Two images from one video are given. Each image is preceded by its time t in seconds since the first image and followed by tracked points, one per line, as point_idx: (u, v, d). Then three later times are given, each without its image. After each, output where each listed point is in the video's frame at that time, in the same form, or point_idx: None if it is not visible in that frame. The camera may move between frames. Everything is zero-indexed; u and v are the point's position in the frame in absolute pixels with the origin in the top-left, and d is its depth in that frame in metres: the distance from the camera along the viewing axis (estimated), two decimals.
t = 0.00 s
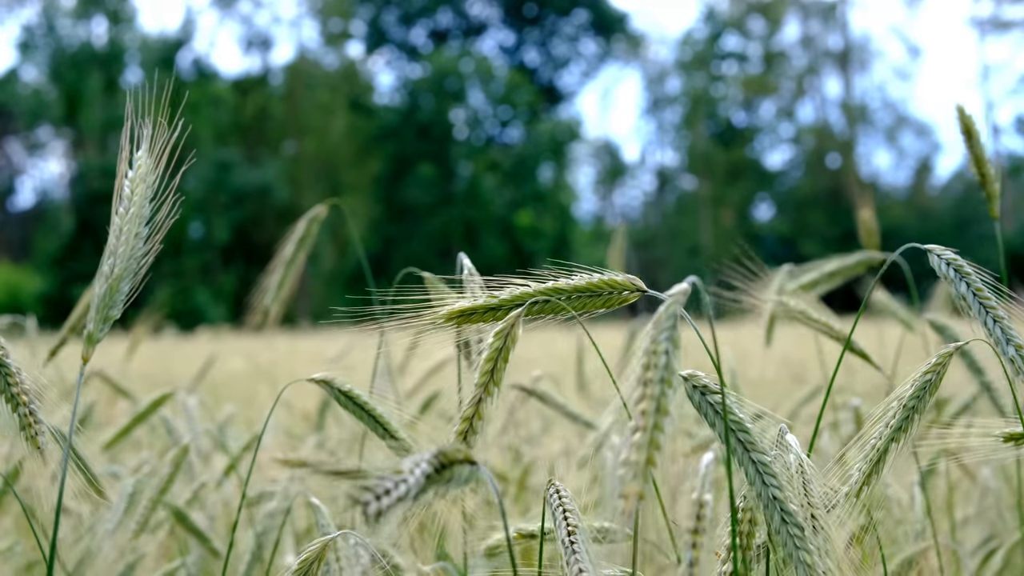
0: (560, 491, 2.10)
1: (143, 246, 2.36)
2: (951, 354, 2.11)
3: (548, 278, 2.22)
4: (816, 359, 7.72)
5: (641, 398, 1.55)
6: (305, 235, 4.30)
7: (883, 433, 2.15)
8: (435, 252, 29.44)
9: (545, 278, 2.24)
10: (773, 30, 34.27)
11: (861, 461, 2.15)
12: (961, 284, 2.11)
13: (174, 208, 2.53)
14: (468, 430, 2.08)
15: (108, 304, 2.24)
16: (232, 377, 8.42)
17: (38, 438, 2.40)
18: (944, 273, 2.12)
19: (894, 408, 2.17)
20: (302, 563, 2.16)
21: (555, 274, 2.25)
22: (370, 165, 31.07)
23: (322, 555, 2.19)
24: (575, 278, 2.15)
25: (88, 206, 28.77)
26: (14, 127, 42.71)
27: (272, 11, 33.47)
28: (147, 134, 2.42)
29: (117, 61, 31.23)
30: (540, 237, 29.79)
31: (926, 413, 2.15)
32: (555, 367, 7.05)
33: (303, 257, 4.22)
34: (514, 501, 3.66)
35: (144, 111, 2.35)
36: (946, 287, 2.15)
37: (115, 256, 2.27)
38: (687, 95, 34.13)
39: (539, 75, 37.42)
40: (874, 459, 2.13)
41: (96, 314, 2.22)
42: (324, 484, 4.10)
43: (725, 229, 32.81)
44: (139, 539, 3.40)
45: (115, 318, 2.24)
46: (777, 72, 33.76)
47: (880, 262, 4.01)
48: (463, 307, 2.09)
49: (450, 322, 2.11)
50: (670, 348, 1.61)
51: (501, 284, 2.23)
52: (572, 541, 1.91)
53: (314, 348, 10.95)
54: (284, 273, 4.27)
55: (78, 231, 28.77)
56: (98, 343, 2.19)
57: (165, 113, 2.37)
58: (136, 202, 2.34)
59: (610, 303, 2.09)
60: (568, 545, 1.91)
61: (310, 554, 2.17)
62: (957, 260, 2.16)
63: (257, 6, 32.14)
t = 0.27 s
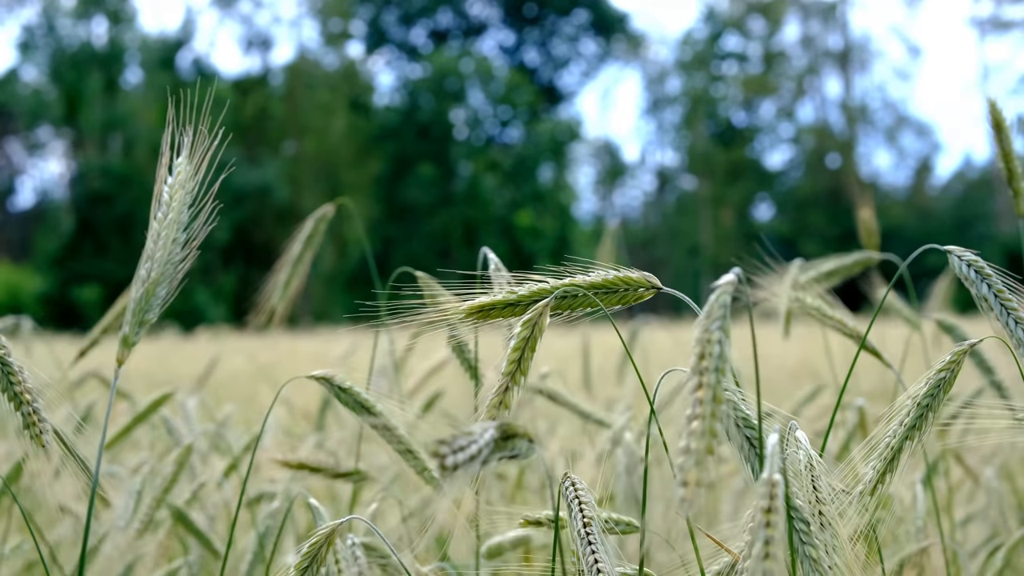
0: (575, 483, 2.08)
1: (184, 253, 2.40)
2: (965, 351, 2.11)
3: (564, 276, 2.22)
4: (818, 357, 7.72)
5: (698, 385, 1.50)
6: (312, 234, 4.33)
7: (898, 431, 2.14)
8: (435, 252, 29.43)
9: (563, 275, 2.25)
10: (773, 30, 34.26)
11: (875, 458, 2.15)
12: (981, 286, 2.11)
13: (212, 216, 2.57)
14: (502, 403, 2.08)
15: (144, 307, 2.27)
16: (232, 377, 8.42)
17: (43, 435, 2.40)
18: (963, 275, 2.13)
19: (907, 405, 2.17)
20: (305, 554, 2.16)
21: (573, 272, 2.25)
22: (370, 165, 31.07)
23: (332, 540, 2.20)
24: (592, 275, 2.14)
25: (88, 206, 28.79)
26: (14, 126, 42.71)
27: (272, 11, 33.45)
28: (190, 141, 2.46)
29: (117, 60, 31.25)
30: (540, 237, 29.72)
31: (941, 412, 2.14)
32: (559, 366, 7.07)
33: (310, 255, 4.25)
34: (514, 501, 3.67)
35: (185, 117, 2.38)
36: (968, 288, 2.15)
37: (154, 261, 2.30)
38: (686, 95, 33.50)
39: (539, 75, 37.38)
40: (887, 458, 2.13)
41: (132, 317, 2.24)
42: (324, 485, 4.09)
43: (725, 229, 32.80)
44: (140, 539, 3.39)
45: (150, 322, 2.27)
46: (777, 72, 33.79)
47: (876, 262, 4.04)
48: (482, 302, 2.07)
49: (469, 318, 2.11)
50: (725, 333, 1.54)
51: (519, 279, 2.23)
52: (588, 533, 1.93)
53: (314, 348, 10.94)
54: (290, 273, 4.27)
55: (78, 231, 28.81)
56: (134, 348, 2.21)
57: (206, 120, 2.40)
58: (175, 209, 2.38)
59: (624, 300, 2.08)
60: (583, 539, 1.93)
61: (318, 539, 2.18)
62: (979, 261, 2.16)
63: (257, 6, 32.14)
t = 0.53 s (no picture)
0: (576, 478, 2.08)
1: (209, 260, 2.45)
2: (963, 351, 2.11)
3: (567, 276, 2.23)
4: (819, 357, 7.74)
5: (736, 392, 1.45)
6: (315, 236, 4.29)
7: (895, 431, 2.15)
8: (435, 252, 29.42)
9: (564, 276, 2.26)
10: (773, 30, 34.28)
11: (874, 459, 2.14)
12: (994, 284, 2.11)
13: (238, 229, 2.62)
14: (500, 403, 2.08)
15: (169, 311, 2.30)
16: (232, 377, 8.44)
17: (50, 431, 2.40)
18: (975, 272, 2.13)
19: (906, 406, 2.17)
20: (307, 547, 2.12)
21: (575, 272, 2.26)
22: (370, 166, 31.07)
23: (333, 534, 2.15)
24: (593, 276, 2.14)
25: (87, 206, 28.77)
26: (14, 126, 42.68)
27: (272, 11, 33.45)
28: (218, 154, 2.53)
29: (117, 61, 31.24)
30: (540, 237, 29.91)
31: (938, 412, 2.15)
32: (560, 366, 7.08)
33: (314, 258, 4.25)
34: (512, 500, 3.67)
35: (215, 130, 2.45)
36: (979, 287, 2.15)
37: (179, 266, 2.34)
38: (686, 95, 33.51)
39: (540, 75, 37.38)
40: (886, 458, 2.13)
41: (157, 321, 2.26)
42: (325, 485, 4.09)
43: (725, 229, 32.81)
44: (142, 540, 3.40)
45: (174, 326, 2.29)
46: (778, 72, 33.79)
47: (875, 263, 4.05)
48: (486, 304, 2.11)
49: (473, 320, 2.13)
50: (759, 337, 1.48)
51: (518, 278, 2.23)
52: (589, 529, 1.93)
53: (314, 348, 10.93)
54: (295, 275, 4.27)
55: (78, 232, 28.78)
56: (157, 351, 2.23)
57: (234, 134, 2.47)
58: (204, 218, 2.44)
59: (625, 301, 2.07)
60: (584, 534, 1.94)
61: (322, 529, 2.13)
62: (990, 260, 2.16)
63: (257, 6, 32.16)
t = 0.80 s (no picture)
0: (571, 476, 2.09)
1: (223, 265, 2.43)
2: (956, 350, 2.11)
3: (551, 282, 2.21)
4: (820, 359, 7.75)
5: (741, 398, 1.41)
6: (321, 236, 4.36)
7: (886, 429, 2.15)
8: (435, 252, 29.42)
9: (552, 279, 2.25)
10: (773, 30, 34.30)
11: (864, 458, 2.14)
12: (996, 279, 2.10)
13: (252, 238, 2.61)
14: (479, 411, 2.09)
15: (182, 314, 2.28)
16: (233, 378, 8.44)
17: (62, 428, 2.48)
18: (977, 269, 2.13)
19: (896, 406, 2.17)
20: (301, 546, 2.12)
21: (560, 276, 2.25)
22: (370, 166, 31.09)
23: (327, 535, 2.15)
24: (583, 279, 2.15)
25: (88, 206, 28.75)
26: (14, 127, 42.67)
27: (272, 11, 33.48)
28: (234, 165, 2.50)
29: (117, 61, 31.27)
30: (540, 237, 29.82)
31: (927, 411, 2.16)
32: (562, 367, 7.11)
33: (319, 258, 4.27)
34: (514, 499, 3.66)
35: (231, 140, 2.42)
36: (980, 284, 2.15)
37: (194, 270, 2.33)
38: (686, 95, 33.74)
39: (540, 75, 37.38)
40: (876, 457, 2.13)
41: (170, 324, 2.24)
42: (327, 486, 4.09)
43: (725, 229, 32.83)
44: (143, 540, 3.39)
45: (187, 330, 2.27)
46: (778, 72, 33.80)
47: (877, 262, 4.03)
48: (476, 307, 2.10)
49: (464, 324, 2.12)
50: (764, 345, 1.45)
51: (504, 283, 2.21)
52: (585, 525, 1.92)
53: (314, 348, 10.93)
54: (300, 275, 4.27)
55: (79, 232, 28.74)
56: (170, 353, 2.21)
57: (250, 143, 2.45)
58: (219, 225, 2.41)
59: (615, 303, 2.08)
60: (581, 529, 1.93)
61: (316, 531, 2.13)
62: (991, 257, 2.16)
63: (257, 6, 32.17)
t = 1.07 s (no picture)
0: (567, 480, 2.08)
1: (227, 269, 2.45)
2: (956, 352, 2.10)
3: (544, 285, 2.24)
4: (822, 358, 7.76)
5: (701, 408, 1.43)
6: (329, 239, 4.29)
7: (883, 432, 2.15)
8: (435, 251, 29.43)
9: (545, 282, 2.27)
10: (773, 30, 34.30)
11: (862, 460, 2.15)
12: (991, 282, 2.10)
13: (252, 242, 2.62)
14: (468, 415, 2.05)
15: (186, 318, 2.30)
16: (234, 377, 8.44)
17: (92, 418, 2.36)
18: (972, 270, 2.13)
19: (895, 407, 2.17)
20: (298, 554, 2.11)
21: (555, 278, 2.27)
22: (370, 166, 31.10)
23: (323, 541, 2.15)
24: (573, 282, 2.17)
25: (88, 206, 28.75)
26: (14, 126, 42.68)
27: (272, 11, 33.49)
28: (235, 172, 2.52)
29: (117, 61, 31.27)
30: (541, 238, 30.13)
31: (927, 412, 2.15)
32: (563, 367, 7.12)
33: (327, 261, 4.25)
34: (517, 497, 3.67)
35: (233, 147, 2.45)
36: (975, 285, 2.15)
37: (199, 274, 2.34)
38: (686, 95, 33.83)
39: (540, 75, 37.37)
40: (874, 459, 2.14)
41: (174, 327, 2.27)
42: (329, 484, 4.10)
43: (725, 229, 32.88)
44: (145, 540, 3.40)
45: (191, 332, 2.29)
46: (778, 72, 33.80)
47: (887, 261, 4.02)
48: (460, 314, 2.14)
49: (448, 330, 2.16)
50: (730, 350, 1.45)
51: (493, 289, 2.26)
52: (576, 529, 1.93)
53: (315, 347, 10.94)
54: (309, 277, 4.27)
55: (79, 232, 28.73)
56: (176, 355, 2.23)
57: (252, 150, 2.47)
58: (221, 231, 2.42)
59: (606, 307, 2.10)
60: (573, 535, 1.92)
61: (313, 538, 2.13)
62: (986, 258, 2.16)
63: (257, 6, 32.16)
